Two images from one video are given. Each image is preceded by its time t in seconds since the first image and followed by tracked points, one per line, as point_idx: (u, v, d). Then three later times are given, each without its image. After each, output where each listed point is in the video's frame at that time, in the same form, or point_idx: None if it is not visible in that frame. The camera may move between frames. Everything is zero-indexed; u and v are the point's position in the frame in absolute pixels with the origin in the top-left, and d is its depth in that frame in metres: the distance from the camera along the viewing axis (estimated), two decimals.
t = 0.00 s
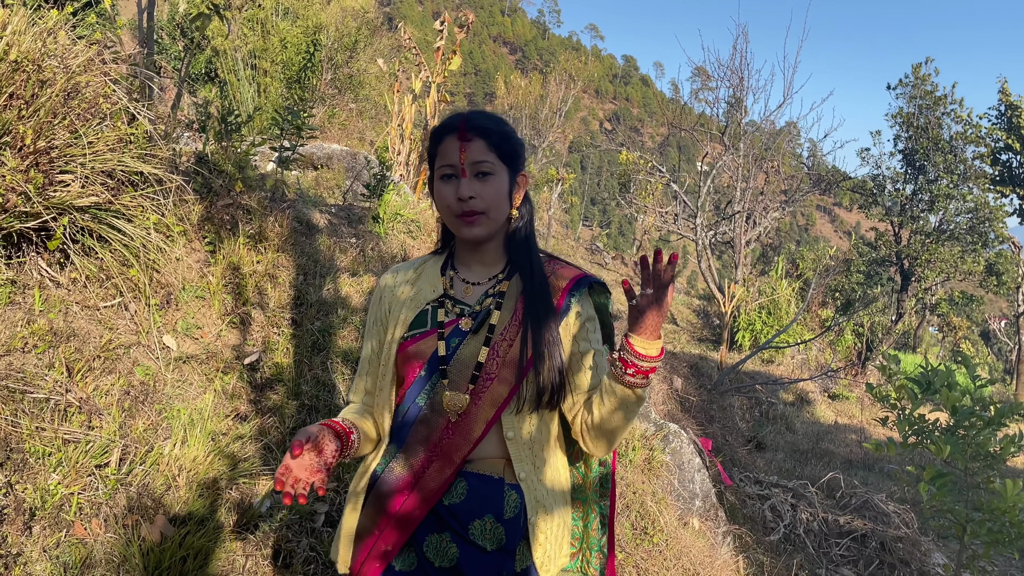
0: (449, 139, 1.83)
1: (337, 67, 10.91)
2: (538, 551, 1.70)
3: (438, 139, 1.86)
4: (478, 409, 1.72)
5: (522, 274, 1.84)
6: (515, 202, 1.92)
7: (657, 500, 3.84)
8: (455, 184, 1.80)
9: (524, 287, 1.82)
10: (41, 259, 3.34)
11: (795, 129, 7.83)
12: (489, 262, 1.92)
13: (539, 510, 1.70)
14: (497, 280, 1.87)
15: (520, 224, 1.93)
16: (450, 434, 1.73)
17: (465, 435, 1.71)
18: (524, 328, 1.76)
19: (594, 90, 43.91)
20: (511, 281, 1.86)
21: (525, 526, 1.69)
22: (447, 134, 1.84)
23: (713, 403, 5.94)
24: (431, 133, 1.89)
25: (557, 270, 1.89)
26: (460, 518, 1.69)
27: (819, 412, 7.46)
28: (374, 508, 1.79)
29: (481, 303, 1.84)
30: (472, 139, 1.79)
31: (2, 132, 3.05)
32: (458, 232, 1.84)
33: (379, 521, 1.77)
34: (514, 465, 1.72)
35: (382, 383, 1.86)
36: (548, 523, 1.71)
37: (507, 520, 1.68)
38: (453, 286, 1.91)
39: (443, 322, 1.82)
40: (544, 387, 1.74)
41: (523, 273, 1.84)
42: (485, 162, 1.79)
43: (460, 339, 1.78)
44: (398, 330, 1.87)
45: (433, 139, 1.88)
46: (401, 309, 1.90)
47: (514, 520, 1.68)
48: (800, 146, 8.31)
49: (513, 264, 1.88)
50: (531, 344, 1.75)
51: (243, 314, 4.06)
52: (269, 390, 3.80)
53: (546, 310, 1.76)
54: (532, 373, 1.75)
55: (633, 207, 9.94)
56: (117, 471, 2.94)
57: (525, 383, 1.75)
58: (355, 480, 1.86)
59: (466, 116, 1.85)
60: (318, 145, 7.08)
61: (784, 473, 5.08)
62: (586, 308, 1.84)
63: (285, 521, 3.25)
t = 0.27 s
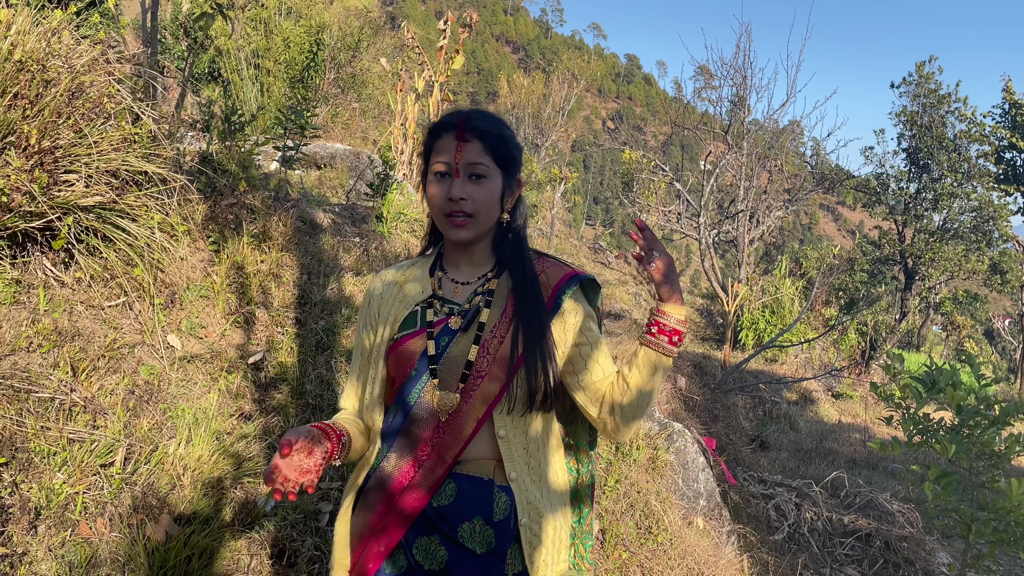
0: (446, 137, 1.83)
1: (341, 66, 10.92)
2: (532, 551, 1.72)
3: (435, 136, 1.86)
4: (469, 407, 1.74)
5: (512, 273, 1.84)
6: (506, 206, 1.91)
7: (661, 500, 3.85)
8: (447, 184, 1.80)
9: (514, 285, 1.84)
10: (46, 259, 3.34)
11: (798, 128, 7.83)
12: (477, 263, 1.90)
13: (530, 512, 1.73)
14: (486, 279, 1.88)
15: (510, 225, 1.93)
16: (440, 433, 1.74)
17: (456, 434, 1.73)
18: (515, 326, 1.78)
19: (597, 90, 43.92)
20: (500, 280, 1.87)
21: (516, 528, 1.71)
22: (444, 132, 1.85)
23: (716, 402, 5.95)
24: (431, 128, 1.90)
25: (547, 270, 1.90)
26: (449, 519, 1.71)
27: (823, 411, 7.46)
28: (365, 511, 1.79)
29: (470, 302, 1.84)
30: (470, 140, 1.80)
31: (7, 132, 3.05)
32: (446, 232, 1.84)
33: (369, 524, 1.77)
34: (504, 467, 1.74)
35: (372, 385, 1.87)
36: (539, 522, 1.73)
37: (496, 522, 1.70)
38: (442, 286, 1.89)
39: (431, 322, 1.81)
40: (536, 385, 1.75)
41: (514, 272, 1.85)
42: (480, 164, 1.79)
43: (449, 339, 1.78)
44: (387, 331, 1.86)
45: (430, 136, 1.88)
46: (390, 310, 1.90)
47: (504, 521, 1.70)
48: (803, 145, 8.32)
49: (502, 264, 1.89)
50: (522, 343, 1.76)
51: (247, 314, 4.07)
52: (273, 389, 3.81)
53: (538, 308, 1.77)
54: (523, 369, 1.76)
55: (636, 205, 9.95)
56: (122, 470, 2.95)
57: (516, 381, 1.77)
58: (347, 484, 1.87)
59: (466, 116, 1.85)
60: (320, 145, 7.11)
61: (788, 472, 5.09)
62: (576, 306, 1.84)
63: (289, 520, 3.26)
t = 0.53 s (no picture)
0: (439, 144, 1.81)
1: (346, 65, 10.94)
2: (530, 551, 1.72)
3: (430, 139, 1.84)
4: (466, 406, 1.74)
5: (507, 273, 1.85)
6: (501, 209, 1.92)
7: (666, 499, 3.85)
8: (442, 193, 1.79)
9: (509, 285, 1.85)
10: (52, 258, 3.35)
11: (803, 126, 7.82)
12: (473, 264, 1.92)
13: (530, 510, 1.73)
14: (480, 279, 1.88)
15: (506, 226, 1.94)
16: (437, 432, 1.74)
17: (453, 433, 1.73)
18: (511, 326, 1.79)
19: (601, 89, 43.87)
20: (495, 280, 1.88)
21: (516, 526, 1.71)
22: (439, 137, 1.82)
23: (722, 400, 5.95)
24: (425, 131, 1.87)
25: (541, 270, 1.91)
26: (448, 518, 1.70)
27: (828, 410, 7.46)
28: (363, 512, 1.79)
29: (465, 301, 1.84)
30: (463, 148, 1.78)
31: (14, 131, 3.06)
32: (442, 237, 1.84)
33: (368, 525, 1.77)
34: (503, 465, 1.74)
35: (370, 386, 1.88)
36: (537, 521, 1.73)
37: (496, 520, 1.69)
38: (437, 286, 1.91)
39: (427, 321, 1.83)
40: (532, 385, 1.76)
41: (509, 272, 1.86)
42: (474, 172, 1.78)
43: (445, 337, 1.80)
44: (383, 331, 1.88)
45: (423, 140, 1.85)
46: (385, 310, 1.92)
47: (504, 519, 1.70)
48: (808, 143, 8.30)
49: (497, 264, 1.90)
50: (518, 342, 1.77)
51: (253, 312, 4.07)
52: (278, 388, 3.82)
53: (533, 308, 1.78)
54: (520, 366, 1.77)
55: (640, 204, 9.95)
56: (129, 469, 2.95)
57: (513, 379, 1.78)
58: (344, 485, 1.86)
59: (461, 120, 1.82)
60: (325, 144, 7.16)
61: (794, 471, 5.09)
62: (571, 305, 1.86)
63: (295, 519, 3.27)
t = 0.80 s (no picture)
0: (436, 147, 1.78)
1: (351, 64, 10.95)
2: (537, 548, 1.73)
3: (426, 140, 1.81)
4: (470, 403, 1.74)
5: (508, 270, 1.85)
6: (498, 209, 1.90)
7: (672, 497, 3.85)
8: (435, 198, 1.78)
9: (510, 282, 1.84)
10: (59, 256, 3.36)
11: (809, 124, 7.80)
12: (472, 261, 1.89)
13: (536, 507, 1.74)
14: (481, 276, 1.88)
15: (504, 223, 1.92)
16: (442, 429, 1.74)
17: (458, 431, 1.73)
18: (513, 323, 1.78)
19: (605, 87, 43.81)
20: (495, 277, 1.87)
21: (522, 522, 1.72)
22: (436, 140, 1.79)
23: (727, 398, 5.94)
24: (422, 131, 1.84)
25: (541, 266, 1.91)
26: (455, 515, 1.71)
27: (833, 408, 7.44)
28: (369, 510, 1.79)
29: (466, 299, 1.84)
30: (458, 155, 1.75)
31: (20, 130, 3.07)
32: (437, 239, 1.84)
33: (373, 523, 1.78)
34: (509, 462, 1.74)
35: (371, 387, 1.87)
36: (543, 518, 1.74)
37: (503, 517, 1.70)
38: (438, 285, 1.91)
39: (429, 319, 1.82)
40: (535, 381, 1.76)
41: (510, 269, 1.85)
42: (469, 179, 1.76)
43: (448, 335, 1.80)
44: (385, 330, 1.88)
45: (421, 141, 1.82)
46: (387, 308, 1.91)
47: (510, 516, 1.71)
48: (813, 141, 8.28)
49: (496, 262, 1.89)
50: (522, 339, 1.77)
51: (258, 311, 4.08)
52: (284, 386, 3.83)
53: (535, 305, 1.78)
54: (523, 363, 1.77)
55: (645, 203, 9.94)
56: (136, 466, 2.96)
57: (517, 376, 1.78)
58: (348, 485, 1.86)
59: (457, 123, 1.79)
60: (330, 143, 7.22)
61: (800, 469, 5.09)
62: (573, 301, 1.85)
63: (301, 517, 3.27)
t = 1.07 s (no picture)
0: (470, 120, 1.83)
1: (357, 62, 10.97)
2: (539, 549, 1.71)
3: (456, 118, 1.85)
4: (472, 402, 1.73)
5: (510, 266, 1.85)
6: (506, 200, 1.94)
7: (677, 495, 3.85)
8: (469, 166, 1.79)
9: (512, 279, 1.84)
10: (65, 254, 3.37)
11: (814, 121, 7.78)
12: (476, 255, 1.91)
13: (537, 505, 1.72)
14: (483, 274, 1.88)
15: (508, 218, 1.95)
16: (443, 428, 1.74)
17: (460, 430, 1.73)
18: (515, 321, 1.77)
19: (610, 85, 43.78)
20: (498, 273, 1.87)
21: (523, 520, 1.70)
22: (468, 116, 1.84)
23: (732, 396, 5.95)
24: (447, 112, 1.87)
25: (544, 262, 1.91)
26: (455, 514, 1.69)
27: (839, 406, 7.44)
28: (371, 507, 1.80)
29: (468, 297, 1.84)
30: (494, 128, 1.82)
31: (25, 128, 3.08)
32: (460, 212, 1.81)
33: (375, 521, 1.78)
34: (509, 459, 1.74)
35: (373, 386, 1.90)
36: (545, 517, 1.72)
37: (504, 514, 1.68)
38: (439, 283, 1.91)
39: (430, 319, 1.82)
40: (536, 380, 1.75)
41: (512, 266, 1.85)
42: (503, 153, 1.82)
43: (449, 334, 1.79)
44: (387, 330, 1.88)
45: (448, 118, 1.86)
46: (388, 307, 1.92)
47: (511, 514, 1.69)
48: (819, 139, 8.25)
49: (500, 256, 1.89)
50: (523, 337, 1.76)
51: (264, 308, 4.09)
52: (289, 384, 3.84)
53: (538, 302, 1.78)
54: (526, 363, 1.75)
55: (650, 200, 9.94)
56: (141, 464, 2.96)
57: (519, 374, 1.77)
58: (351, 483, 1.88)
59: (487, 106, 1.88)
60: (334, 141, 7.21)
61: (805, 467, 5.08)
62: (576, 298, 1.84)
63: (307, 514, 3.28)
